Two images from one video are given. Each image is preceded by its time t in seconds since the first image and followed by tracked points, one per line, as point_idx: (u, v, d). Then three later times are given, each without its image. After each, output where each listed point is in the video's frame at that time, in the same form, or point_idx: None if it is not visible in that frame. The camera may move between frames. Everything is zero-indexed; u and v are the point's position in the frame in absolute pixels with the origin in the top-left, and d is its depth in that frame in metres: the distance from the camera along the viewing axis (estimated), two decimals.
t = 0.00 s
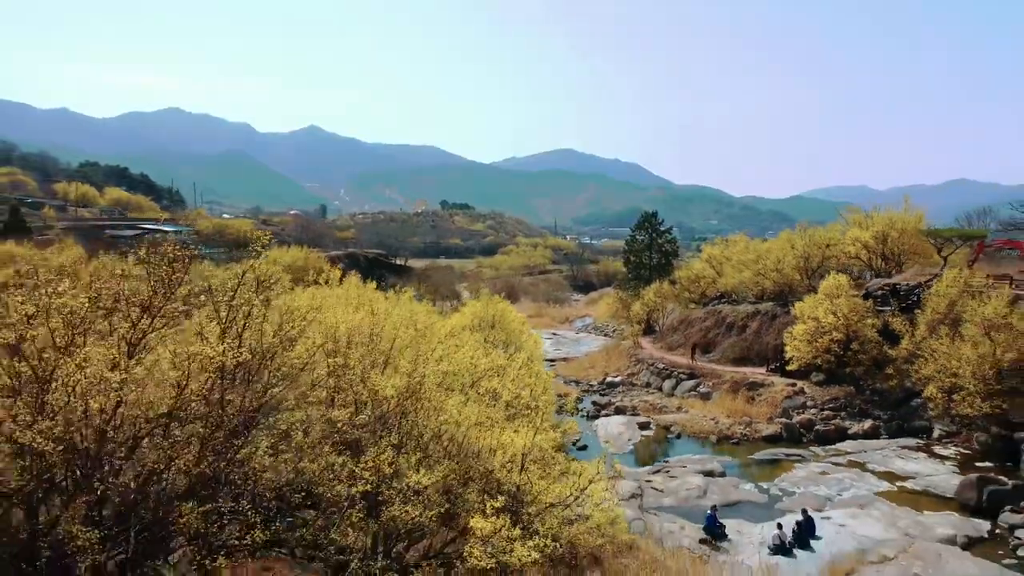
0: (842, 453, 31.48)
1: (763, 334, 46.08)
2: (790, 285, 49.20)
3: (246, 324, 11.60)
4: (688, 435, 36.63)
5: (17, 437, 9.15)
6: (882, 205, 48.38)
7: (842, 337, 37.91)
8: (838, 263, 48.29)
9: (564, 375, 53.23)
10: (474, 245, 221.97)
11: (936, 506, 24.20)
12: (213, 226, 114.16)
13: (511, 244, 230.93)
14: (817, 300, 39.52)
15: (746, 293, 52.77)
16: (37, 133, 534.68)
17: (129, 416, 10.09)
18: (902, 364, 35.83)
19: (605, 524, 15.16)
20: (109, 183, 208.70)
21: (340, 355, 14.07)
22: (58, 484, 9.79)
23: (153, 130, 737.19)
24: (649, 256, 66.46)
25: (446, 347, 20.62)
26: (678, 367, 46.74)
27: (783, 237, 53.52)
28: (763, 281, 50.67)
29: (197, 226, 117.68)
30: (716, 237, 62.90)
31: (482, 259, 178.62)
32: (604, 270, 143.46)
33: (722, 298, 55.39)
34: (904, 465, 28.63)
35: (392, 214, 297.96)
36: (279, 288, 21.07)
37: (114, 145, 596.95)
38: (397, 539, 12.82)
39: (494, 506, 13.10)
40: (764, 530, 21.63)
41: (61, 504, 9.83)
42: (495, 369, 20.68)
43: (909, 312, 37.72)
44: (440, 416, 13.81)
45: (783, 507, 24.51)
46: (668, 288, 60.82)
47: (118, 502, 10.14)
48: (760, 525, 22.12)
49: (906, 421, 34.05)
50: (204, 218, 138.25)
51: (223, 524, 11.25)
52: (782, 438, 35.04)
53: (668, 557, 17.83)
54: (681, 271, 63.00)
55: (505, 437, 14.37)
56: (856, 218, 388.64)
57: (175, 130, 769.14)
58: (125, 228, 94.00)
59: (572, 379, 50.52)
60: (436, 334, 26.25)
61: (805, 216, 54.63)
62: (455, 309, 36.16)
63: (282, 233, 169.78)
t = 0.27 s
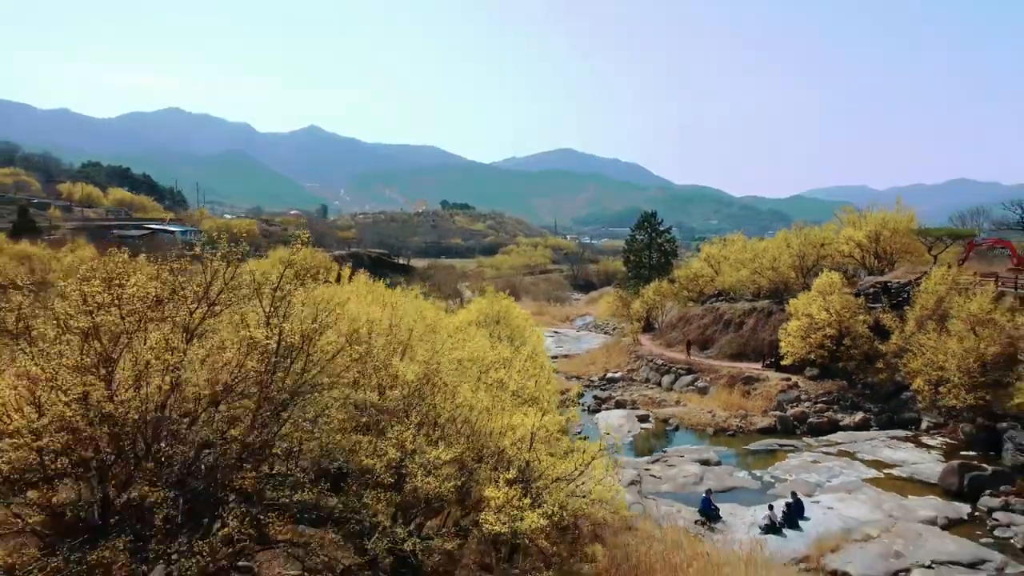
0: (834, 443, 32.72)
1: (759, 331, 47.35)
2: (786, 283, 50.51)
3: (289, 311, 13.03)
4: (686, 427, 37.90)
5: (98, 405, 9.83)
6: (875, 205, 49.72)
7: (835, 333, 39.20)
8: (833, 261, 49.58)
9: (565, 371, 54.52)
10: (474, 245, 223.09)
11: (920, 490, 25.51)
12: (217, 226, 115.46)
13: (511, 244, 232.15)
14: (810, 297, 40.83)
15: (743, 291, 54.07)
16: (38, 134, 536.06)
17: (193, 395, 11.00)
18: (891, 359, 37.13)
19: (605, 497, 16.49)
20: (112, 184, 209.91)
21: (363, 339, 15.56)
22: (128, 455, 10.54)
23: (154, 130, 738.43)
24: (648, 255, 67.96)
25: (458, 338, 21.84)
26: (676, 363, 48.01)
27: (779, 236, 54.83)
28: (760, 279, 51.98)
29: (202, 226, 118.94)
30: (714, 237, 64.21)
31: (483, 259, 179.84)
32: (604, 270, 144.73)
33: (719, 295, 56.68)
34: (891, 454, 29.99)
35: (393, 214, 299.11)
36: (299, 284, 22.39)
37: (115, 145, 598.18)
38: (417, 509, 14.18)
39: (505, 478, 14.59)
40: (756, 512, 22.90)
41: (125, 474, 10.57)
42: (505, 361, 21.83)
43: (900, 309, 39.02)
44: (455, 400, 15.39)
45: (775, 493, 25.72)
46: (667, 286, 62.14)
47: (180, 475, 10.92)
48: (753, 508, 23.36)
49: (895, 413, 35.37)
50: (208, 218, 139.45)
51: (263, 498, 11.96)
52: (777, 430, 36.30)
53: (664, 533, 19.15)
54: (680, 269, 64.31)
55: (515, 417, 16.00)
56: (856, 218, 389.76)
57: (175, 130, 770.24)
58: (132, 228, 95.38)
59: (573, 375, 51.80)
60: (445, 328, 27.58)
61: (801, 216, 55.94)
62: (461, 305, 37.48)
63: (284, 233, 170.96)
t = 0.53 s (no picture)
0: (827, 436, 33.88)
1: (756, 328, 48.51)
2: (782, 282, 51.69)
3: (318, 303, 14.16)
4: (684, 421, 39.06)
5: (153, 383, 10.87)
6: (869, 205, 50.89)
7: (828, 329, 40.35)
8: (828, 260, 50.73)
9: (566, 367, 55.70)
10: (475, 245, 224.02)
11: (907, 478, 26.63)
12: (221, 226, 116.63)
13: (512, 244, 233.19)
14: (805, 295, 42.01)
15: (740, 289, 55.22)
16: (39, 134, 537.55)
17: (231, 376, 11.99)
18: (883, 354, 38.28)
19: (605, 478, 17.63)
20: (115, 184, 211.18)
21: (380, 330, 16.77)
22: (171, 431, 11.50)
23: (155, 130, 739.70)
24: (648, 254, 69.19)
25: (466, 332, 22.99)
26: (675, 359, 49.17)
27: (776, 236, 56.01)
28: (757, 278, 53.16)
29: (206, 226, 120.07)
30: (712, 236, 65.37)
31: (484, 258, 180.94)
32: (605, 269, 145.81)
33: (717, 294, 57.84)
34: (880, 445, 31.12)
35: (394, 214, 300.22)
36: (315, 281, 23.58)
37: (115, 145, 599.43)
38: (431, 487, 15.52)
39: (513, 457, 15.92)
40: (749, 498, 24.02)
41: (169, 449, 11.56)
42: (512, 353, 22.96)
43: (891, 306, 40.17)
44: (465, 386, 16.61)
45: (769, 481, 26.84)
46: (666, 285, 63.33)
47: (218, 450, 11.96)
48: (746, 494, 24.46)
49: (886, 406, 36.50)
50: (211, 218, 140.63)
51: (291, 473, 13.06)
52: (772, 423, 37.41)
53: (661, 514, 20.28)
54: (678, 268, 65.51)
55: (521, 404, 17.19)
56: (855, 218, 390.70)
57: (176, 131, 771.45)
58: (138, 228, 96.57)
59: (574, 371, 52.97)
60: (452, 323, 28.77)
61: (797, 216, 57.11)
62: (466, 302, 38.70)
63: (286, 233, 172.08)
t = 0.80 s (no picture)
0: (819, 429, 34.95)
1: (753, 325, 49.56)
2: (778, 280, 52.79)
3: (338, 297, 15.31)
4: (682, 415, 40.16)
5: (195, 368, 11.99)
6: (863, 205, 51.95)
7: (822, 326, 41.46)
8: (823, 259, 51.78)
9: (567, 364, 56.75)
10: (476, 245, 224.61)
11: (895, 468, 27.72)
12: (224, 226, 117.58)
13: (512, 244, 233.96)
14: (799, 293, 43.16)
15: (738, 288, 56.28)
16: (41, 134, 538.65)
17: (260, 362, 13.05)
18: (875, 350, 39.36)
19: (604, 462, 18.72)
20: (117, 184, 212.16)
21: (393, 322, 17.87)
22: (206, 412, 12.58)
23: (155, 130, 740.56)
24: (648, 254, 70.30)
25: (472, 327, 24.08)
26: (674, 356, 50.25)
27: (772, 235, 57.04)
28: (753, 277, 54.26)
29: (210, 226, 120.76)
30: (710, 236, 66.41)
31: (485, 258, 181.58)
32: (605, 269, 146.66)
33: (715, 292, 58.93)
34: (870, 437, 32.24)
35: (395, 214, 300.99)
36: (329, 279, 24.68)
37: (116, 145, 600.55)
38: (440, 468, 16.71)
39: (518, 440, 17.07)
40: (741, 485, 25.12)
41: (205, 428, 12.64)
42: (516, 346, 24.06)
43: (883, 304, 41.26)
44: (473, 375, 17.81)
45: (762, 470, 27.95)
46: (665, 283, 64.41)
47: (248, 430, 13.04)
48: (739, 482, 25.57)
49: (878, 401, 37.58)
50: (214, 218, 141.27)
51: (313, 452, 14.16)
52: (767, 417, 38.49)
53: (657, 498, 21.38)
54: (677, 267, 66.53)
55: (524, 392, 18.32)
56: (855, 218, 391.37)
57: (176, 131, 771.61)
58: (143, 228, 97.52)
59: (576, 368, 54.03)
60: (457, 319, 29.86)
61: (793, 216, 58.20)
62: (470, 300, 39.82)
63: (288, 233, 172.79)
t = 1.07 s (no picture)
0: (811, 421, 36.12)
1: (749, 322, 50.74)
2: (773, 279, 54.00)
3: (356, 291, 16.45)
4: (678, 409, 41.34)
5: (230, 356, 13.08)
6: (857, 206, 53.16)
7: (815, 323, 42.65)
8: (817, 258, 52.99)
9: (567, 361, 57.97)
10: (476, 245, 225.59)
11: (882, 457, 28.91)
12: (227, 226, 118.67)
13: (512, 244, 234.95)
14: (793, 291, 44.37)
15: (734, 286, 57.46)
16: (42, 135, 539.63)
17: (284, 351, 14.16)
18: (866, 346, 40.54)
19: (602, 447, 19.91)
20: (119, 184, 213.21)
21: (405, 316, 19.06)
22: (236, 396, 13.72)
23: (156, 130, 741.61)
24: (646, 253, 71.51)
25: (476, 321, 25.29)
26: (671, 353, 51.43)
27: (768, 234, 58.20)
28: (749, 275, 55.46)
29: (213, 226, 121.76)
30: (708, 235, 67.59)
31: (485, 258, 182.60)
32: (605, 268, 147.72)
33: (712, 290, 60.14)
34: (859, 428, 33.42)
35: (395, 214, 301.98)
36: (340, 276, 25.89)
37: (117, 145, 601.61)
38: (449, 452, 17.88)
39: (522, 426, 18.25)
40: (734, 473, 26.31)
41: (235, 412, 13.78)
42: (518, 340, 25.26)
43: (875, 301, 42.46)
44: (479, 365, 18.99)
45: (754, 459, 29.13)
46: (663, 282, 65.62)
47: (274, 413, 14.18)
48: (732, 470, 26.74)
49: (868, 395, 38.77)
50: (216, 217, 142.23)
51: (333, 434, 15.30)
52: (761, 411, 39.68)
53: (653, 483, 22.57)
54: (675, 266, 67.72)
55: (527, 380, 19.51)
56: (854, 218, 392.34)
57: (177, 131, 772.43)
58: (149, 228, 98.61)
59: (575, 365, 55.23)
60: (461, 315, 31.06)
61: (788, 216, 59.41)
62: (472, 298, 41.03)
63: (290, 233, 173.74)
